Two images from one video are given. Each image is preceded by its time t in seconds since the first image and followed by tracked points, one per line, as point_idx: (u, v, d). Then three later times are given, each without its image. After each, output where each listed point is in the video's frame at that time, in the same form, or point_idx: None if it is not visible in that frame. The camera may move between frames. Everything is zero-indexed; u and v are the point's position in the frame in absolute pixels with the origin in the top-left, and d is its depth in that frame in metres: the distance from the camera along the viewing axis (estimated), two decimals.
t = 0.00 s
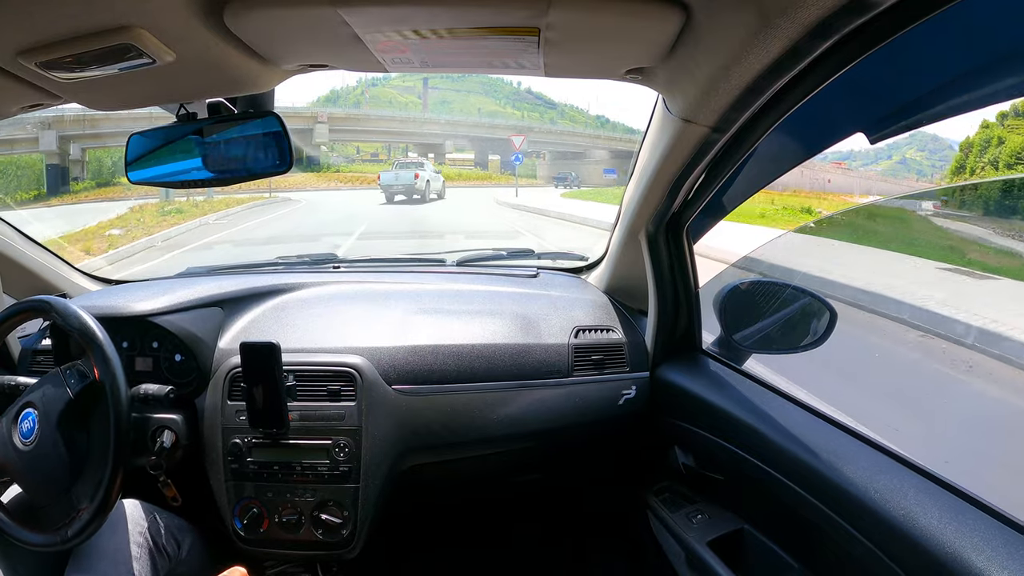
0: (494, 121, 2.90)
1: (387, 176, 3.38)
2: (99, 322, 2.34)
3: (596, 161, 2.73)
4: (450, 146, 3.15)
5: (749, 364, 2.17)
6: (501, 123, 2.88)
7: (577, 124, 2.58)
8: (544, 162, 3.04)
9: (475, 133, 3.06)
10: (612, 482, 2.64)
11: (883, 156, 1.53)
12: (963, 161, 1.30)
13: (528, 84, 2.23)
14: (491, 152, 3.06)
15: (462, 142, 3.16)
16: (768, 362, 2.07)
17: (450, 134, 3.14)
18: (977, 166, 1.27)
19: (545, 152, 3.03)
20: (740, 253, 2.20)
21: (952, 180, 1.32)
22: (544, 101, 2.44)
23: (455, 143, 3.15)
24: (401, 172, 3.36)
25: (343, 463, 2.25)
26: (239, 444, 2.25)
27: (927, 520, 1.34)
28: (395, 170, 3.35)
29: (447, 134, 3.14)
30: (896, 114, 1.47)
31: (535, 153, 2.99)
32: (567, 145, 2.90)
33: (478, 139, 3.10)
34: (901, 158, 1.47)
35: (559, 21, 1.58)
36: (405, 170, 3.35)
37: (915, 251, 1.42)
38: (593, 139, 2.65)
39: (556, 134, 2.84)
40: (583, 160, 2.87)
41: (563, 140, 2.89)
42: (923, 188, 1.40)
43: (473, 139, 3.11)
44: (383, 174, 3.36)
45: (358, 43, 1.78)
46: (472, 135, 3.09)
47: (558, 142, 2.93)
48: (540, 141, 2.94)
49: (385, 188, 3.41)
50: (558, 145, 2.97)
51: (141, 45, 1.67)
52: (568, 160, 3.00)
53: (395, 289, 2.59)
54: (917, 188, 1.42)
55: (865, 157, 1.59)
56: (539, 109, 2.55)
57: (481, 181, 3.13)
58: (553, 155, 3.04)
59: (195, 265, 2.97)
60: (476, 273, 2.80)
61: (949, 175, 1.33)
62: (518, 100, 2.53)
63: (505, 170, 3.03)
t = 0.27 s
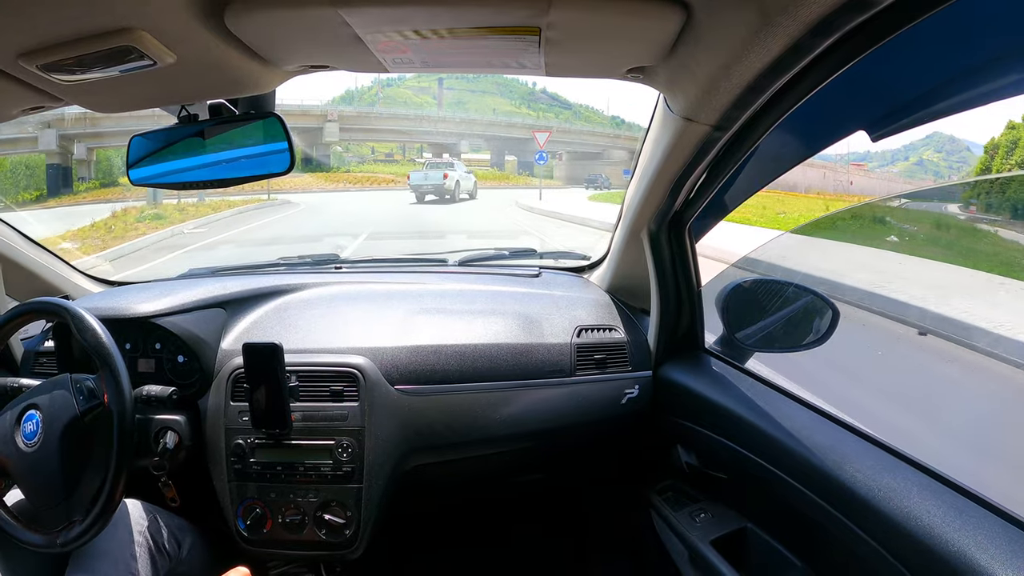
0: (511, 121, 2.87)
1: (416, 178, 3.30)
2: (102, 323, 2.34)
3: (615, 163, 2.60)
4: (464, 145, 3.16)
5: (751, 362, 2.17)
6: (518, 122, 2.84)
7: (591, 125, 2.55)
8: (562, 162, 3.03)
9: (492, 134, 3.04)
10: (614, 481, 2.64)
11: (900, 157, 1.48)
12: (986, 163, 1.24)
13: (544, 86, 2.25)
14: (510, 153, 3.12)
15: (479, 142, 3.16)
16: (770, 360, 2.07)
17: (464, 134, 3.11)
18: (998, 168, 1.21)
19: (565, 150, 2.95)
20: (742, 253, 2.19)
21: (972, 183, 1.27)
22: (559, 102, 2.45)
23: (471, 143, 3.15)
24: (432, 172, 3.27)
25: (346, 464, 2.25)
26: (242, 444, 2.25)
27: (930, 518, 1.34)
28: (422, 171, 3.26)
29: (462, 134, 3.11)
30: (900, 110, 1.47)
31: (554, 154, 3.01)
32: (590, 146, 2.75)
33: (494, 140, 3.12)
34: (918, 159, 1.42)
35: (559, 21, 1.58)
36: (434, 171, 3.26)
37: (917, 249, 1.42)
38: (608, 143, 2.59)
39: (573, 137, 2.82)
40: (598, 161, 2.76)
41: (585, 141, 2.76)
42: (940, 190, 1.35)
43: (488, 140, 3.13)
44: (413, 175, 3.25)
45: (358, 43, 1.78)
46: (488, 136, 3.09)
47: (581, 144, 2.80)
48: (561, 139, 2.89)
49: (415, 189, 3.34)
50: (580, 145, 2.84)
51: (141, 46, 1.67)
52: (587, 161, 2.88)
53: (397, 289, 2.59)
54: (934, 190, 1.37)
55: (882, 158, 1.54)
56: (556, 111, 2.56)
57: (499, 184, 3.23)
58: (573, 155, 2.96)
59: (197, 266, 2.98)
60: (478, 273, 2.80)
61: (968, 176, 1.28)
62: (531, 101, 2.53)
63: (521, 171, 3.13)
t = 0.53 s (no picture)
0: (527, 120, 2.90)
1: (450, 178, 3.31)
2: (105, 320, 2.35)
3: (626, 163, 2.57)
4: (477, 146, 3.18)
5: (753, 363, 2.17)
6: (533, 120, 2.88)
7: (603, 126, 2.54)
8: (577, 163, 3.01)
9: (507, 134, 3.06)
10: (616, 481, 2.64)
11: (913, 158, 1.45)
12: (1008, 163, 1.19)
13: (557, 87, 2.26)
14: (527, 153, 3.13)
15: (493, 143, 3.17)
16: (772, 361, 2.07)
17: (479, 135, 3.13)
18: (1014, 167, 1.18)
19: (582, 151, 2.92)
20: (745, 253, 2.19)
21: (988, 183, 1.24)
22: (571, 102, 2.45)
23: (483, 143, 3.16)
24: (462, 172, 3.26)
25: (348, 462, 2.25)
26: (244, 442, 2.25)
27: (931, 519, 1.33)
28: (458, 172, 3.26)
29: (474, 134, 3.12)
30: (903, 110, 1.47)
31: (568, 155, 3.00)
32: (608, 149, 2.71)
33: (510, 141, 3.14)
34: (932, 160, 1.39)
35: (562, 20, 1.58)
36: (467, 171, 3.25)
37: (920, 250, 1.41)
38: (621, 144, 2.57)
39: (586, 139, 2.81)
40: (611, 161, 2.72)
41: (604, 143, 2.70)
42: (954, 191, 1.32)
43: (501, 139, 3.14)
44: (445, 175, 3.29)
45: (361, 42, 1.78)
46: (502, 136, 3.11)
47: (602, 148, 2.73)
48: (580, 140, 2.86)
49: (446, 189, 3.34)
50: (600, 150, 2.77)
51: (144, 44, 1.67)
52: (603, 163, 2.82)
53: (400, 288, 2.60)
54: (948, 191, 1.34)
55: (894, 160, 1.51)
56: (567, 112, 2.57)
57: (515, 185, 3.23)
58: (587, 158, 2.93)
59: (200, 265, 2.98)
60: (480, 272, 2.81)
61: (983, 177, 1.25)
62: (544, 101, 2.54)
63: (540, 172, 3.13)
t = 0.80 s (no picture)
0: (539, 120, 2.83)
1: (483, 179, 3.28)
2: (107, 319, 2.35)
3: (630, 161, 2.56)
4: (487, 146, 3.11)
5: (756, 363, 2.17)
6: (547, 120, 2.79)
7: (614, 126, 2.50)
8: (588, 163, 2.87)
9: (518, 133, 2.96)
10: (618, 480, 2.64)
11: (923, 159, 1.42)
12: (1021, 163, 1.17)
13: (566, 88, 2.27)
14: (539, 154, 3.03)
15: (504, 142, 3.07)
16: (775, 361, 2.07)
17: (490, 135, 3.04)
18: None
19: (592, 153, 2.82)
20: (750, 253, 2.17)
21: (996, 183, 1.22)
22: (581, 103, 2.44)
23: (493, 144, 3.09)
24: (496, 172, 3.22)
25: (350, 461, 2.25)
26: (246, 441, 2.26)
27: (933, 520, 1.33)
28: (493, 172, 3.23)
29: (486, 134, 3.03)
30: (906, 111, 1.46)
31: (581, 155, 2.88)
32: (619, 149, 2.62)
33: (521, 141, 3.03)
34: (944, 161, 1.36)
35: (565, 19, 1.58)
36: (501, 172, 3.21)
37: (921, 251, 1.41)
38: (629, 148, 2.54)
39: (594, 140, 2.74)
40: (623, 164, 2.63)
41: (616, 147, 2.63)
42: (965, 191, 1.29)
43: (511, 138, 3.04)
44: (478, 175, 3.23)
45: (364, 41, 1.78)
46: (514, 136, 3.01)
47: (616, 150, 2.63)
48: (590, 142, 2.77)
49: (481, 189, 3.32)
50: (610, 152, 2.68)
51: (147, 44, 1.67)
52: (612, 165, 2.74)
53: (402, 287, 2.59)
54: (957, 191, 1.32)
55: (905, 160, 1.48)
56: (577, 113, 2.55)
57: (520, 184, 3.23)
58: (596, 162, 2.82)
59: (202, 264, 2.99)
60: (482, 271, 2.81)
61: (993, 178, 1.23)
62: (555, 102, 2.54)
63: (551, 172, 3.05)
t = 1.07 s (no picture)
0: (545, 120, 2.78)
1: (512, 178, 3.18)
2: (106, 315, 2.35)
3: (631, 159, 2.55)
4: (491, 145, 3.07)
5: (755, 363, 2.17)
6: (553, 118, 2.72)
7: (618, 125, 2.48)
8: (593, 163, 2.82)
9: (522, 133, 2.91)
10: (616, 479, 2.64)
11: (927, 159, 1.40)
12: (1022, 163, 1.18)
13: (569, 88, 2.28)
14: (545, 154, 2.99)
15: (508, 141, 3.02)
16: (774, 361, 2.07)
17: (491, 134, 2.99)
18: None
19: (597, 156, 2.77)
20: (750, 251, 2.17)
21: (1004, 183, 1.21)
22: (584, 102, 2.44)
23: (496, 144, 3.04)
24: (524, 173, 3.13)
25: (348, 459, 2.25)
26: (244, 438, 2.25)
27: (930, 520, 1.33)
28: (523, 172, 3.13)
29: (488, 133, 2.99)
30: (906, 111, 1.46)
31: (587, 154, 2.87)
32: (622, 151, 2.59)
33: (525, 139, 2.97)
34: (947, 161, 1.35)
35: (565, 18, 1.58)
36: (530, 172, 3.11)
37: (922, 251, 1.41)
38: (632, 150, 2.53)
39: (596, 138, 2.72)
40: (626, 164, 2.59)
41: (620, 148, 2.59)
42: (971, 192, 1.28)
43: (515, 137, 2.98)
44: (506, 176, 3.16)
45: (364, 39, 1.78)
46: (516, 135, 2.95)
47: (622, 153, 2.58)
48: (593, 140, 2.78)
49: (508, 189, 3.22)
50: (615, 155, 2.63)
51: (147, 40, 1.67)
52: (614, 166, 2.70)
53: (400, 284, 2.59)
54: (962, 192, 1.31)
55: (908, 161, 1.47)
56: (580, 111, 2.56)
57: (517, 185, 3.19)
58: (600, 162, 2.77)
59: (201, 261, 2.99)
60: (481, 269, 2.81)
61: (997, 178, 1.23)
62: (557, 102, 2.54)
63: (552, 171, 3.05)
